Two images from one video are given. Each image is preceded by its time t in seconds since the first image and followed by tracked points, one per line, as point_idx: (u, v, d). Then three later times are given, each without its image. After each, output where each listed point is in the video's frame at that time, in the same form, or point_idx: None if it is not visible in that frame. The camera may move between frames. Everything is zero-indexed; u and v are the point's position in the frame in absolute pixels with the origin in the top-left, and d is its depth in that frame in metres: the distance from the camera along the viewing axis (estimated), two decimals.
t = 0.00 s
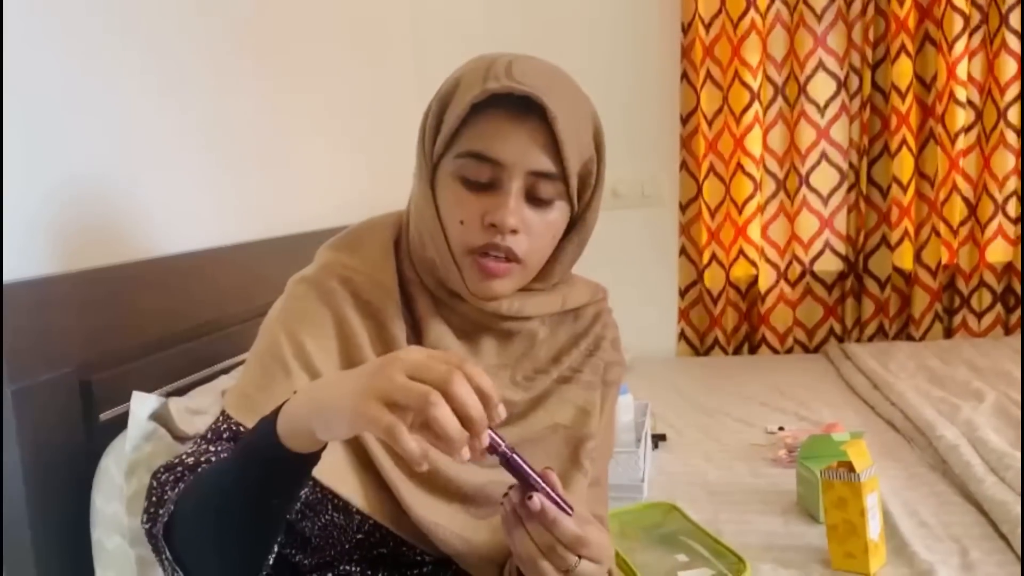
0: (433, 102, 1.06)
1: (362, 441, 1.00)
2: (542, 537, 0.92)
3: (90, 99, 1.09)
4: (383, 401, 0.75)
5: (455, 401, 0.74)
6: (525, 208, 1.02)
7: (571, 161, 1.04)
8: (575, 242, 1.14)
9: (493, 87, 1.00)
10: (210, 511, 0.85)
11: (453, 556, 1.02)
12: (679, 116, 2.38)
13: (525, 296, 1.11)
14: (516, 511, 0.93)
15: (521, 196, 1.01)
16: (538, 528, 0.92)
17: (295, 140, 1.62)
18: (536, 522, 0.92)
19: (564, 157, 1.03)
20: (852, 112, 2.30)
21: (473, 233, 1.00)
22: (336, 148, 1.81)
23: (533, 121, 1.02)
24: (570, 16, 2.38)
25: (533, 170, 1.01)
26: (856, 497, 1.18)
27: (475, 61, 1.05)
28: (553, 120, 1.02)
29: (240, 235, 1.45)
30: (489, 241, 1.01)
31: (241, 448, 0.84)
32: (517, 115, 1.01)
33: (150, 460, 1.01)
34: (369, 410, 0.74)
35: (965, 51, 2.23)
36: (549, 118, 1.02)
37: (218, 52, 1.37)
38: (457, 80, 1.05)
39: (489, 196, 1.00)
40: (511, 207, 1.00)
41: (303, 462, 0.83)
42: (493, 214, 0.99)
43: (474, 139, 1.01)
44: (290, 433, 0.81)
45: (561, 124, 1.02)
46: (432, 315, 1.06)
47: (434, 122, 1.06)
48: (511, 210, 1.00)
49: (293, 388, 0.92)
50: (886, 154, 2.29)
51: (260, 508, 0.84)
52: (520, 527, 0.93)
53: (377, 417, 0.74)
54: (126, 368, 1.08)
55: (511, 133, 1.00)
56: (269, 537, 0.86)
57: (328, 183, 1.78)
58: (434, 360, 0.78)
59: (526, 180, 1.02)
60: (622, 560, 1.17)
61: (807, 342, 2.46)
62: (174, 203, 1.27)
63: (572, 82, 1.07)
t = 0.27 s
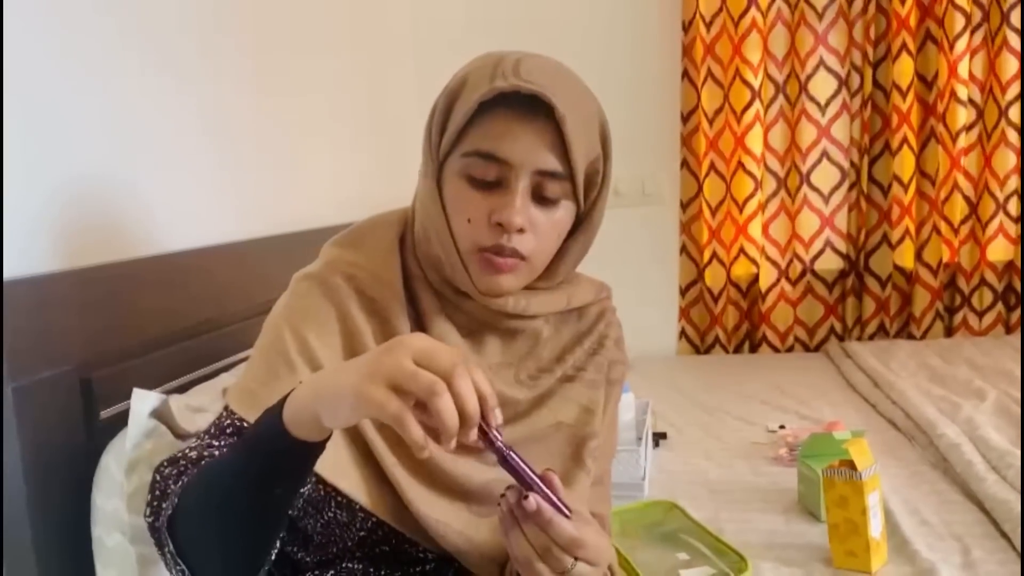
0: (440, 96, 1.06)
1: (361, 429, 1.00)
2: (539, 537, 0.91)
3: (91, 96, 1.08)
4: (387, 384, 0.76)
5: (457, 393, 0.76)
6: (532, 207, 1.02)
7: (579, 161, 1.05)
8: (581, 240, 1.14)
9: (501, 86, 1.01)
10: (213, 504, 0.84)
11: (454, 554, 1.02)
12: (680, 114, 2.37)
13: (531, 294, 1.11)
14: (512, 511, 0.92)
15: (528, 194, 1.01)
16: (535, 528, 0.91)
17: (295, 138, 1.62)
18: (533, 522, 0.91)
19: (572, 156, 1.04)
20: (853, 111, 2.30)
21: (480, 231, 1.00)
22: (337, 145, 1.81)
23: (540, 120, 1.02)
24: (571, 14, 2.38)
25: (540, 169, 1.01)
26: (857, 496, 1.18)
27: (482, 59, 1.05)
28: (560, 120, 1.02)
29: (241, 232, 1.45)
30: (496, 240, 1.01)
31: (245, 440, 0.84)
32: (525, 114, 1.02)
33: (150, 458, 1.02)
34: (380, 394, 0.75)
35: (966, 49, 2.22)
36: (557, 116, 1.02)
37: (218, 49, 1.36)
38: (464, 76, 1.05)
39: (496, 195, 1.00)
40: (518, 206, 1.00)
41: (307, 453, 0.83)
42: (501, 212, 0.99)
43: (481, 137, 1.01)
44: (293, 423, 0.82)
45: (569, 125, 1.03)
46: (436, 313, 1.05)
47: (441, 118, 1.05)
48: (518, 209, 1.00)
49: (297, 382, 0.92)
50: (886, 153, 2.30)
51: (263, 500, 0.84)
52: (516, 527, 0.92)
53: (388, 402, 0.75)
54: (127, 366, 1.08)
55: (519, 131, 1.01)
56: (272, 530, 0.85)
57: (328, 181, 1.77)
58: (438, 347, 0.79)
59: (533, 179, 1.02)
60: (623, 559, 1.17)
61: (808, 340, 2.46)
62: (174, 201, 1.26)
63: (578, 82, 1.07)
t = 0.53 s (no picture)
0: (446, 95, 1.06)
1: (360, 424, 1.00)
2: (547, 538, 0.93)
3: (91, 94, 1.08)
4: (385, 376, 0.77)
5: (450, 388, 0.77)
6: (536, 205, 1.02)
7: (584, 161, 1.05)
8: (583, 239, 1.15)
9: (507, 84, 1.01)
10: (212, 497, 0.84)
11: (457, 552, 1.01)
12: (680, 113, 2.37)
13: (532, 294, 1.12)
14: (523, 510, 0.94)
15: (532, 192, 1.02)
16: (544, 528, 0.93)
17: (295, 136, 1.62)
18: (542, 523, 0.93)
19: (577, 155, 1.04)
20: (853, 109, 2.30)
21: (486, 228, 1.00)
22: (337, 144, 1.81)
23: (545, 118, 1.02)
24: (571, 12, 2.38)
25: (545, 168, 1.01)
26: (858, 495, 1.17)
27: (486, 58, 1.06)
28: (566, 118, 1.02)
29: (241, 231, 1.45)
30: (501, 238, 1.01)
31: (244, 434, 0.84)
32: (530, 112, 1.02)
33: (150, 455, 1.01)
34: (374, 386, 0.76)
35: (967, 48, 2.22)
36: (562, 115, 1.02)
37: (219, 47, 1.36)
38: (470, 75, 1.05)
39: (501, 192, 1.01)
40: (523, 204, 1.00)
41: (306, 444, 0.82)
42: (506, 210, 0.99)
43: (487, 135, 1.01)
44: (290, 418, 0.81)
45: (576, 124, 1.03)
46: (437, 311, 1.06)
47: (447, 116, 1.06)
48: (522, 207, 1.00)
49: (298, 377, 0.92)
50: (886, 152, 2.31)
51: (262, 493, 0.83)
52: (526, 526, 0.94)
53: (381, 393, 0.75)
54: (127, 364, 1.08)
55: (524, 129, 1.01)
56: (272, 521, 0.85)
57: (328, 181, 1.77)
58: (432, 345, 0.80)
59: (538, 177, 1.02)
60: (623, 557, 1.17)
61: (808, 339, 2.46)
62: (175, 199, 1.26)
63: (585, 82, 1.07)
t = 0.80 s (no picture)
0: (447, 92, 1.06)
1: (358, 419, 1.00)
2: (550, 535, 0.92)
3: (89, 92, 1.08)
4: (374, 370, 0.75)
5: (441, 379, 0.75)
6: (538, 204, 1.02)
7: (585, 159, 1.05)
8: (584, 237, 1.15)
9: (509, 82, 1.00)
10: (210, 492, 0.84)
11: (456, 548, 1.01)
12: (680, 110, 2.37)
13: (532, 292, 1.11)
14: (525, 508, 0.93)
15: (533, 191, 1.01)
16: (547, 526, 0.92)
17: (295, 133, 1.62)
18: (546, 520, 0.92)
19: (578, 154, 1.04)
20: (853, 107, 2.29)
21: (487, 227, 1.00)
22: (336, 141, 1.80)
23: (547, 117, 1.02)
24: (571, 9, 2.37)
25: (546, 167, 1.01)
26: (858, 493, 1.17)
27: (488, 55, 1.05)
28: (568, 117, 1.02)
29: (241, 229, 1.45)
30: (502, 236, 1.00)
31: (239, 429, 0.84)
32: (532, 111, 1.02)
33: (149, 452, 1.01)
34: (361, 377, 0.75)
35: (967, 46, 2.22)
36: (564, 113, 1.02)
37: (218, 44, 1.36)
38: (472, 71, 1.05)
39: (502, 191, 1.00)
40: (525, 202, 1.00)
41: (301, 438, 0.83)
42: (507, 209, 0.99)
43: (488, 133, 1.01)
44: (285, 411, 0.81)
45: (578, 122, 1.03)
46: (437, 308, 1.06)
47: (447, 114, 1.06)
48: (523, 206, 1.00)
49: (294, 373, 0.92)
50: (887, 149, 2.30)
51: (259, 485, 0.84)
52: (528, 524, 0.94)
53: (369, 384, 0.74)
54: (126, 361, 1.08)
55: (525, 127, 1.00)
56: (268, 513, 0.86)
57: (327, 178, 1.77)
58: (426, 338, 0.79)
59: (539, 175, 1.01)
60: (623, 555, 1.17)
61: (808, 337, 2.46)
62: (173, 196, 1.26)
63: (587, 81, 1.07)
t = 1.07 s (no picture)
0: (447, 89, 1.06)
1: (356, 416, 1.00)
2: (551, 540, 0.92)
3: (87, 88, 1.07)
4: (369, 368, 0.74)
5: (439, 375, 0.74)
6: (537, 202, 1.01)
7: (585, 156, 1.04)
8: (583, 235, 1.14)
9: (510, 79, 1.00)
10: (206, 489, 0.84)
11: (454, 546, 1.01)
12: (680, 108, 2.37)
13: (531, 289, 1.11)
14: (525, 515, 0.94)
15: (533, 189, 1.01)
16: (547, 531, 0.92)
17: (294, 129, 1.61)
18: (545, 526, 0.92)
19: (579, 152, 1.03)
20: (853, 105, 2.29)
21: (485, 225, 1.00)
22: (335, 137, 1.80)
23: (548, 115, 1.02)
24: (571, 6, 2.37)
25: (546, 165, 1.01)
26: (858, 490, 1.17)
27: (489, 52, 1.05)
28: (569, 115, 1.02)
29: (240, 225, 1.44)
30: (501, 234, 1.00)
31: (236, 426, 0.84)
32: (533, 108, 1.01)
33: (147, 450, 1.01)
34: (355, 374, 0.74)
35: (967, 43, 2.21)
36: (565, 111, 1.02)
37: (216, 40, 1.35)
38: (474, 68, 1.05)
39: (502, 189, 1.00)
40: (524, 200, 0.99)
41: (297, 435, 0.83)
42: (505, 207, 0.99)
43: (489, 131, 1.00)
44: (280, 407, 0.81)
45: (578, 120, 1.02)
46: (435, 305, 1.05)
47: (448, 111, 1.05)
48: (523, 204, 0.99)
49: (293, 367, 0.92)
50: (886, 146, 2.29)
51: (257, 481, 0.84)
52: (529, 531, 0.94)
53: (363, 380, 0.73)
54: (124, 359, 1.07)
55: (526, 125, 1.00)
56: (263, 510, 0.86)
57: (326, 175, 1.77)
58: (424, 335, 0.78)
59: (539, 174, 1.01)
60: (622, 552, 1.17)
61: (807, 335, 2.46)
62: (171, 193, 1.25)
63: (588, 78, 1.07)
